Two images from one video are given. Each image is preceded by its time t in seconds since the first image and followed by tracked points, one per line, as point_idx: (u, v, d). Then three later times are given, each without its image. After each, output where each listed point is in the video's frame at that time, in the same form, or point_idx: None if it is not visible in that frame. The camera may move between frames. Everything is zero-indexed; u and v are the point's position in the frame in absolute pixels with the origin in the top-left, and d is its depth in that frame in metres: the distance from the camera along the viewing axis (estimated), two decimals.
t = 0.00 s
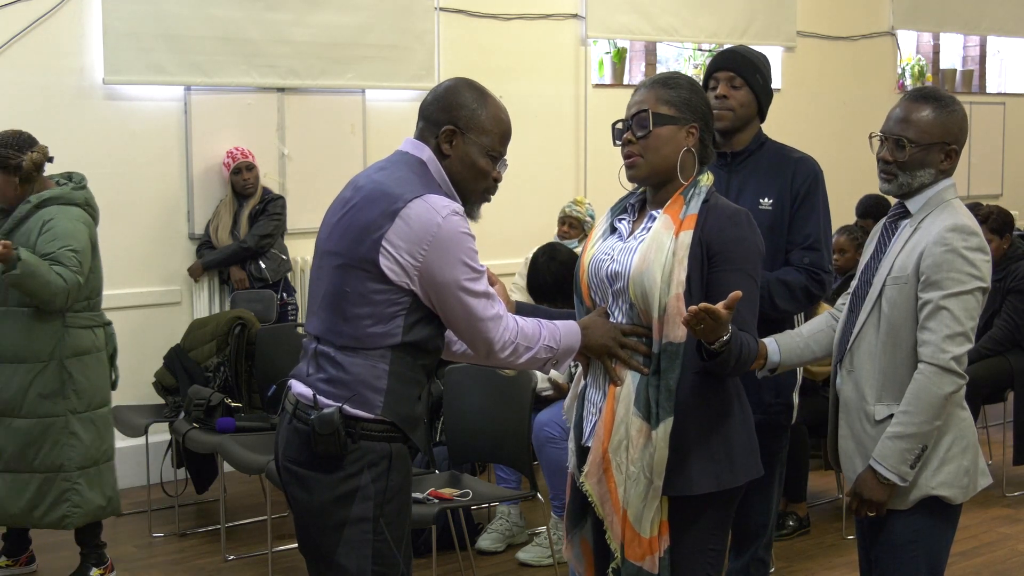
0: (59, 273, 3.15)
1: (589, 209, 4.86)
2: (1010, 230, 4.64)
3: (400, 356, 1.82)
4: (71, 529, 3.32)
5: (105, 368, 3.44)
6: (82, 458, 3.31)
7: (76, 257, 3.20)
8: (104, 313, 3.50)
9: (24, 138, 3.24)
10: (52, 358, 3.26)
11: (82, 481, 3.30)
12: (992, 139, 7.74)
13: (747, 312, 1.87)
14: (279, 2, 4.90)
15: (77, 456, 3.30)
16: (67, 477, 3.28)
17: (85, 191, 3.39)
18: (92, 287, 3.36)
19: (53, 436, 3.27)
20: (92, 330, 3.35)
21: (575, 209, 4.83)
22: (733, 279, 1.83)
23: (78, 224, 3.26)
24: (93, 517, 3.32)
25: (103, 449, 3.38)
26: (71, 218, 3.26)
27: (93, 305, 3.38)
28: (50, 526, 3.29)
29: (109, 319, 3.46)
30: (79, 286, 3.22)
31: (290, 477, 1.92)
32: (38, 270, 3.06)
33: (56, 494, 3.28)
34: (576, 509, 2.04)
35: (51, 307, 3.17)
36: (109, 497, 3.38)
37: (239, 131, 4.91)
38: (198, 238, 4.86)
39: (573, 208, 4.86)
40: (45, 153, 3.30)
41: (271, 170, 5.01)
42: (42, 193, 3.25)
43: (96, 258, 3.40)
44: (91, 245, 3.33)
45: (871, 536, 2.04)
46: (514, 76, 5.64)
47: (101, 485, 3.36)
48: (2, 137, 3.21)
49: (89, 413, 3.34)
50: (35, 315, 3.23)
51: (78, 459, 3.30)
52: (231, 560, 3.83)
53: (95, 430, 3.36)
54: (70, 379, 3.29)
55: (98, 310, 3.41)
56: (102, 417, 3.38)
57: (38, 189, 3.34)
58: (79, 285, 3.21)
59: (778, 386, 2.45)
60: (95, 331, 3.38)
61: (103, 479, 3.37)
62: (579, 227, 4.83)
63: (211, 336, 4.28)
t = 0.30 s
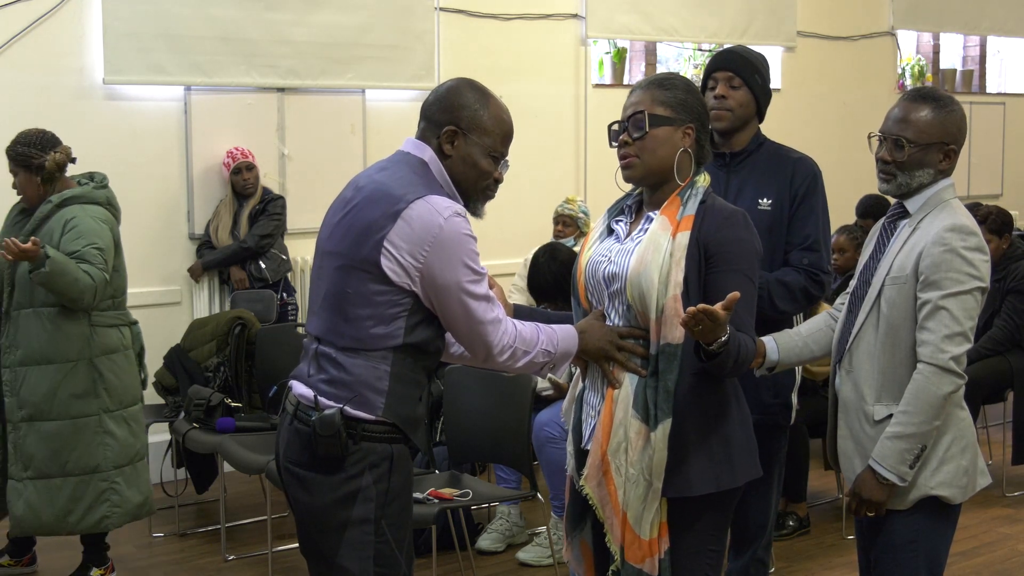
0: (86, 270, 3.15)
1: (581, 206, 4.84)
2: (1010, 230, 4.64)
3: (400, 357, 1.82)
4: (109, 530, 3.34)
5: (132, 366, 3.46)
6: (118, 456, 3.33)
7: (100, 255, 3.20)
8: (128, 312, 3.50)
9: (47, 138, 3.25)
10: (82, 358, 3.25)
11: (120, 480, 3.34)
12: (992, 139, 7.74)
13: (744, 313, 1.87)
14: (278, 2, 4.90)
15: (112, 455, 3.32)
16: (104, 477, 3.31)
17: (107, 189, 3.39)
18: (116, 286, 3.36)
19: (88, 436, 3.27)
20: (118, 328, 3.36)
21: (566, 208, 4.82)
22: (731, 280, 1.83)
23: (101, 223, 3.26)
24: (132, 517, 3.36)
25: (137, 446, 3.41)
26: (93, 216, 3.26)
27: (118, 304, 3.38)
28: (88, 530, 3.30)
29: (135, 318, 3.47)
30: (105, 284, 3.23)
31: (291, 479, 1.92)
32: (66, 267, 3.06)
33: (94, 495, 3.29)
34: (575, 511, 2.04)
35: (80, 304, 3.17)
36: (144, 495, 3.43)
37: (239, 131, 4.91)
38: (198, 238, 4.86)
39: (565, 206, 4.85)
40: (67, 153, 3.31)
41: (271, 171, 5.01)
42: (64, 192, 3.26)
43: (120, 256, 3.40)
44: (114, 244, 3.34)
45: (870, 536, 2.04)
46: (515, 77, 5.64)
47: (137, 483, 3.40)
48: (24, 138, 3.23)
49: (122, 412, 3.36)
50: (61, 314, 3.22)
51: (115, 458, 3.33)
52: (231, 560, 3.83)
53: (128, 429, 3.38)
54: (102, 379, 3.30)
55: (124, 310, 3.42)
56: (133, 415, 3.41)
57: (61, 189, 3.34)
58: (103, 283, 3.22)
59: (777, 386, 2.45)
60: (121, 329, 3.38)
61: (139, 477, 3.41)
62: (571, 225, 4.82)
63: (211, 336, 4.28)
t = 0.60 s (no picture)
0: (84, 271, 3.15)
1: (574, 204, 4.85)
2: (1010, 230, 4.64)
3: (400, 358, 1.82)
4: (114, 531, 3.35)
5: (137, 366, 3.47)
6: (123, 456, 3.34)
7: (99, 255, 3.20)
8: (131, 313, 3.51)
9: (49, 139, 3.26)
10: (85, 358, 3.26)
11: (125, 480, 3.35)
12: (992, 139, 7.74)
13: (743, 314, 1.87)
14: (278, 2, 4.90)
15: (117, 455, 3.33)
16: (109, 478, 3.31)
17: (109, 189, 3.39)
18: (117, 286, 3.36)
19: (93, 436, 3.28)
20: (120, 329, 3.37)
21: (558, 206, 4.84)
22: (730, 280, 1.83)
23: (101, 224, 3.26)
24: (138, 517, 3.38)
25: (142, 446, 3.43)
26: (94, 217, 3.26)
27: (119, 304, 3.38)
28: (93, 531, 3.30)
29: (139, 319, 3.49)
30: (104, 284, 3.23)
31: (290, 480, 1.92)
32: (64, 268, 3.06)
33: (100, 496, 3.30)
34: (573, 512, 2.04)
35: (78, 306, 3.17)
36: (148, 494, 3.45)
37: (239, 131, 4.91)
38: (198, 238, 4.86)
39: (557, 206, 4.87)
40: (68, 154, 3.31)
41: (271, 171, 5.01)
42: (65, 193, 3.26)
43: (121, 257, 3.40)
44: (114, 244, 3.34)
45: (870, 537, 2.03)
46: (515, 77, 5.64)
47: (142, 483, 3.42)
48: (26, 139, 3.24)
49: (126, 411, 3.37)
50: (61, 314, 3.22)
51: (120, 458, 3.34)
52: (231, 560, 3.83)
53: (132, 428, 3.40)
54: (105, 379, 3.31)
55: (126, 310, 3.42)
56: (137, 415, 3.42)
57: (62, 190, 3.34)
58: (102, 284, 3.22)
59: (775, 386, 2.44)
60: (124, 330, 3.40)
61: (143, 477, 3.43)
62: (565, 222, 4.82)
63: (211, 336, 4.28)
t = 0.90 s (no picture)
0: (63, 270, 3.15)
1: (576, 202, 4.88)
2: (1009, 229, 4.64)
3: (400, 357, 1.82)
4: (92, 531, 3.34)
5: (119, 366, 3.46)
6: (100, 456, 3.33)
7: (79, 254, 3.20)
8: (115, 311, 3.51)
9: (31, 139, 3.25)
10: (64, 358, 3.26)
11: (102, 480, 3.33)
12: (992, 139, 7.74)
13: (744, 314, 1.87)
14: (278, 2, 4.90)
15: (95, 454, 3.32)
16: (87, 478, 3.30)
17: (91, 188, 3.39)
18: (99, 285, 3.36)
19: (70, 436, 3.27)
20: (101, 328, 3.36)
21: (561, 205, 4.87)
22: (730, 281, 1.83)
23: (82, 223, 3.25)
24: (115, 516, 3.36)
25: (121, 446, 3.41)
26: (74, 216, 3.26)
27: (101, 303, 3.37)
28: (70, 531, 3.30)
29: (121, 318, 3.48)
30: (83, 284, 3.22)
31: (290, 480, 1.92)
32: (42, 268, 3.06)
33: (77, 496, 3.29)
34: (573, 512, 2.04)
35: (57, 305, 3.16)
36: (128, 495, 3.42)
37: (239, 131, 4.91)
38: (198, 238, 4.86)
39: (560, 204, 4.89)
40: (49, 153, 3.31)
41: (271, 171, 5.01)
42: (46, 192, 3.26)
43: (103, 255, 3.40)
44: (96, 243, 3.34)
45: (869, 536, 2.04)
46: (515, 77, 5.64)
47: (120, 483, 3.39)
48: (7, 138, 3.23)
49: (105, 411, 3.36)
50: (41, 314, 3.22)
51: (97, 458, 3.32)
52: (231, 560, 3.83)
53: (111, 428, 3.38)
54: (84, 379, 3.30)
55: (108, 309, 3.42)
56: (117, 415, 3.41)
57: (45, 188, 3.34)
58: (82, 283, 3.22)
59: (774, 386, 2.44)
60: (104, 329, 3.38)
61: (121, 477, 3.40)
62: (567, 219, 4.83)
63: (211, 336, 4.28)
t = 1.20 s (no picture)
0: (32, 277, 3.13)
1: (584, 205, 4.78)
2: (1009, 229, 4.64)
3: (401, 357, 1.82)
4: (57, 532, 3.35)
5: (90, 370, 3.45)
6: (65, 460, 3.34)
7: (51, 260, 3.18)
8: (87, 313, 3.50)
9: (8, 141, 3.24)
10: (33, 362, 3.26)
11: (67, 483, 3.34)
12: (992, 139, 7.74)
13: (744, 314, 1.87)
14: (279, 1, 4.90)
15: (60, 458, 3.33)
16: (51, 481, 3.31)
17: (67, 193, 3.38)
18: (70, 290, 3.35)
19: (35, 439, 3.28)
20: (70, 332, 3.35)
21: (568, 208, 4.78)
22: (730, 281, 1.83)
23: (56, 228, 3.24)
24: (81, 519, 3.37)
25: (88, 450, 3.41)
26: (49, 221, 3.25)
27: (71, 308, 3.36)
28: (35, 532, 3.32)
29: (93, 321, 3.47)
30: (54, 290, 3.21)
31: (290, 479, 1.92)
32: (9, 274, 3.04)
33: (41, 498, 3.30)
34: (574, 512, 2.05)
35: (24, 311, 3.15)
36: (96, 497, 3.43)
37: (239, 131, 4.91)
38: (198, 238, 4.87)
39: (567, 205, 4.80)
40: (25, 156, 3.30)
41: (271, 171, 5.01)
42: (20, 197, 3.24)
43: (76, 260, 3.38)
44: (69, 248, 3.32)
45: (870, 537, 2.03)
46: (514, 77, 5.64)
47: (87, 485, 3.40)
48: None
49: (73, 415, 3.36)
50: (11, 318, 3.20)
51: (62, 462, 3.33)
52: (231, 560, 3.83)
53: (78, 432, 3.38)
54: (51, 384, 3.30)
55: (80, 312, 3.41)
56: (86, 419, 3.40)
57: (20, 190, 3.33)
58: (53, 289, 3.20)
59: (774, 386, 2.44)
60: (75, 333, 3.37)
61: (89, 480, 3.41)
62: (574, 222, 4.79)
63: (211, 336, 4.28)
